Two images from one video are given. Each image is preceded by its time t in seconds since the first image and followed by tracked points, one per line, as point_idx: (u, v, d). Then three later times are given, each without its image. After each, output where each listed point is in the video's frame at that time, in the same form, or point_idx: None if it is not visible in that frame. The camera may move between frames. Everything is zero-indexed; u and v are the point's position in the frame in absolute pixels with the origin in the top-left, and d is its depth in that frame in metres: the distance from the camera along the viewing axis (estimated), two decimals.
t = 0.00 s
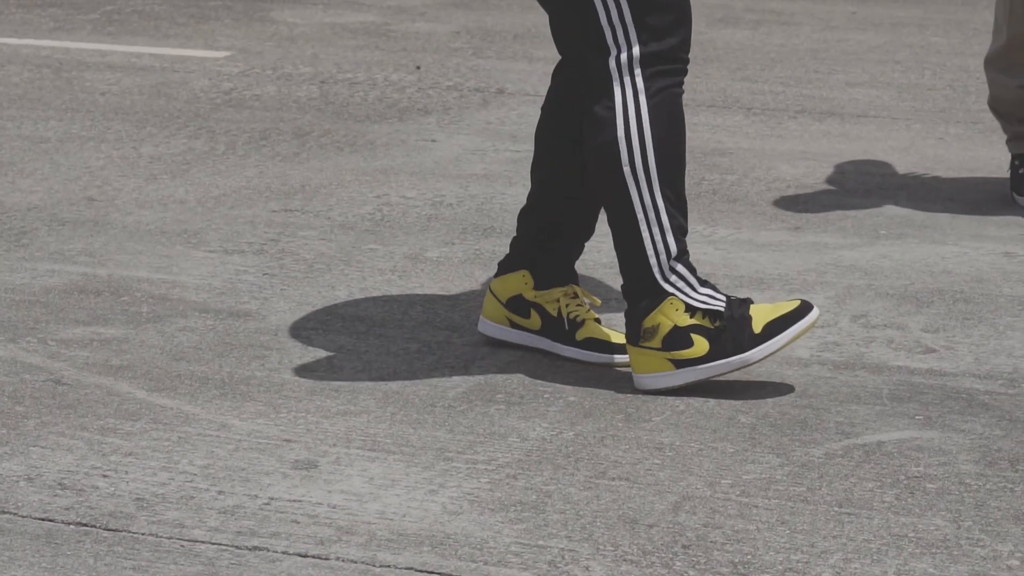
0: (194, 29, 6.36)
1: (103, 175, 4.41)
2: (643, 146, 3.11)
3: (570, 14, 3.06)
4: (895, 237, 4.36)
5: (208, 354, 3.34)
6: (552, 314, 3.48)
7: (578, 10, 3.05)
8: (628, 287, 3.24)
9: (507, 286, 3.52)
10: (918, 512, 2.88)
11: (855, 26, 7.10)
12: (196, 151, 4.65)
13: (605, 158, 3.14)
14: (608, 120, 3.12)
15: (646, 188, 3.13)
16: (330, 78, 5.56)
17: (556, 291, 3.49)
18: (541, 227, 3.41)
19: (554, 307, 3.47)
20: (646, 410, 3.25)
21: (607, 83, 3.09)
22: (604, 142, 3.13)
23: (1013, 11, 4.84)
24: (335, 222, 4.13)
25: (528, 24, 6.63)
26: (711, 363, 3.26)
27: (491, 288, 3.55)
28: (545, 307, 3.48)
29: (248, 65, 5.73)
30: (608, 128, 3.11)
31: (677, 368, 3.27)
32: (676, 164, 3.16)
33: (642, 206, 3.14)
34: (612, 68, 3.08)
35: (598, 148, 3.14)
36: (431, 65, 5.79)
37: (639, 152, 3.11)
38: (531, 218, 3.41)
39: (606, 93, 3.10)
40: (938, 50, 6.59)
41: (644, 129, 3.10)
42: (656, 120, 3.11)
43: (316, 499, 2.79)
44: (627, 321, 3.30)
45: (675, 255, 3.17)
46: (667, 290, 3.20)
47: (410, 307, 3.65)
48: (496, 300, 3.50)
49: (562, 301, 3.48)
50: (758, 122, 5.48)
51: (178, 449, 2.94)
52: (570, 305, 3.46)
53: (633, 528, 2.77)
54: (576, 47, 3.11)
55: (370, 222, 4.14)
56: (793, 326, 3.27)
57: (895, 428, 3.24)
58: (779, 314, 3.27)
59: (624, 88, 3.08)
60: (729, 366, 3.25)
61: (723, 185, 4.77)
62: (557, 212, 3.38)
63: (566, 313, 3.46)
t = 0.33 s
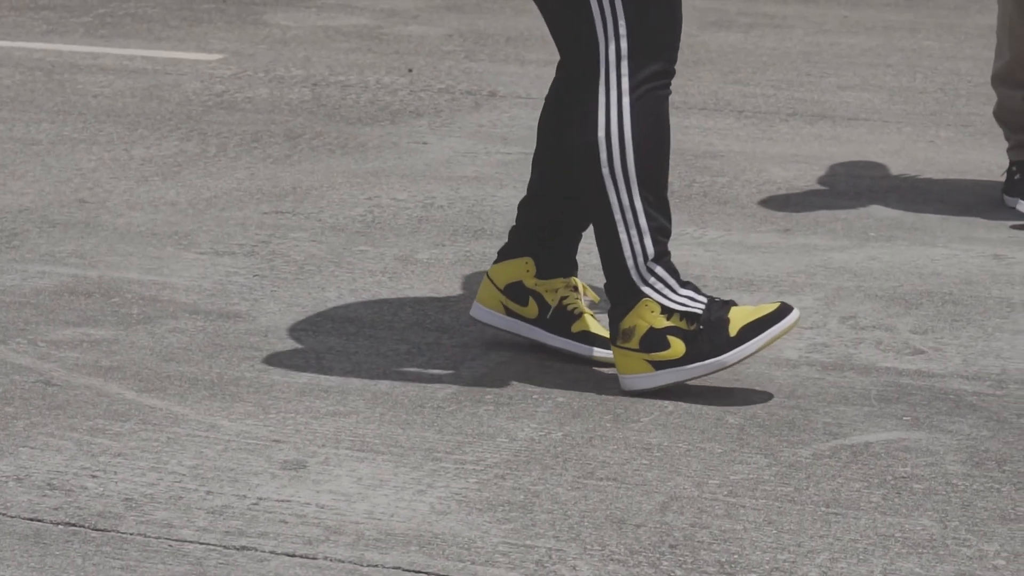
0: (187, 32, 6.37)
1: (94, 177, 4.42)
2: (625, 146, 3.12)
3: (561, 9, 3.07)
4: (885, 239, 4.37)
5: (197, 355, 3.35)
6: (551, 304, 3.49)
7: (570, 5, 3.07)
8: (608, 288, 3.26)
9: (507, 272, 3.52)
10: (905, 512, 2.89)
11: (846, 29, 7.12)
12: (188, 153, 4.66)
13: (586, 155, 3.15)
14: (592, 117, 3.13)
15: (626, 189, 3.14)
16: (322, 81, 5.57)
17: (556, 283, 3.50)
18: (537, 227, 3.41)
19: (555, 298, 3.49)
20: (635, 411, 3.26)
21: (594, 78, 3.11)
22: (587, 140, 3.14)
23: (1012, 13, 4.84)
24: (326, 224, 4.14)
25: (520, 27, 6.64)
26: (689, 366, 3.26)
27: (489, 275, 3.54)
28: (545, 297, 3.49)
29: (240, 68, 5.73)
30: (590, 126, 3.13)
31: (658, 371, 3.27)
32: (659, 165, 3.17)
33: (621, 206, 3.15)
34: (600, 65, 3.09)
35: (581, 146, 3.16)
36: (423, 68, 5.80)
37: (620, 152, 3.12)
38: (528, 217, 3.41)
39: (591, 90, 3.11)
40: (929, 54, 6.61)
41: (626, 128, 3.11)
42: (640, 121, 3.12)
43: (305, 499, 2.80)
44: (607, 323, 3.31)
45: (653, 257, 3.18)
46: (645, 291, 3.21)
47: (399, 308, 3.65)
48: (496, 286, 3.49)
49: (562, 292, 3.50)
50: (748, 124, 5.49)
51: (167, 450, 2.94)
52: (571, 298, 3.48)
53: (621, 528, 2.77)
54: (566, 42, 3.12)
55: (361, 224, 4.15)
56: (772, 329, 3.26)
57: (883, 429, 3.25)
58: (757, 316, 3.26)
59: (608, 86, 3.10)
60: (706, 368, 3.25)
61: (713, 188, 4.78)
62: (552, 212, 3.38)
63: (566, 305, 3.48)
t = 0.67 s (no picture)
0: (159, 32, 6.36)
1: (65, 177, 4.41)
2: (572, 158, 3.13)
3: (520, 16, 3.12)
4: (855, 234, 4.39)
5: (168, 353, 3.35)
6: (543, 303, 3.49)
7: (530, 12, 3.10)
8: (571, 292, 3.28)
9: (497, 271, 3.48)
10: (873, 504, 2.91)
11: (818, 26, 7.15)
12: (159, 153, 4.65)
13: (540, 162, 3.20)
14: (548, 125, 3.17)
15: (575, 201, 3.16)
16: (294, 80, 5.57)
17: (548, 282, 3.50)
18: (525, 230, 3.42)
19: (548, 296, 3.49)
20: (605, 406, 3.28)
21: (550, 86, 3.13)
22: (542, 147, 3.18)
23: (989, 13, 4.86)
24: (297, 222, 4.14)
25: (493, 26, 6.65)
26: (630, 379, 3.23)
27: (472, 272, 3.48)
28: (539, 295, 3.48)
29: (212, 67, 5.73)
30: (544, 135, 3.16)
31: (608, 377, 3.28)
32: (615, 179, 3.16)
33: (571, 217, 3.17)
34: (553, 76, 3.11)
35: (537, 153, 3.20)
36: (396, 67, 5.80)
37: (567, 164, 3.14)
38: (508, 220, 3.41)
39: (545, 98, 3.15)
40: (900, 50, 6.65)
41: (573, 141, 3.12)
42: (589, 135, 3.11)
43: (275, 495, 2.80)
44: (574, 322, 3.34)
45: (601, 271, 3.17)
46: (594, 301, 3.21)
47: (371, 305, 3.66)
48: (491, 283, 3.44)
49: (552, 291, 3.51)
50: (720, 121, 5.51)
51: (138, 448, 2.94)
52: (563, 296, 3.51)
53: (590, 522, 2.79)
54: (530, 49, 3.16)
55: (333, 222, 4.16)
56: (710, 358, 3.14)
57: (852, 422, 3.27)
58: (703, 341, 3.15)
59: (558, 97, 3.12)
60: (647, 384, 3.21)
61: (684, 184, 4.80)
62: (536, 213, 3.39)
63: (559, 302, 3.50)
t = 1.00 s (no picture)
0: (134, 28, 6.35)
1: (39, 173, 4.41)
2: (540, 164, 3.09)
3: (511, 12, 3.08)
4: (827, 228, 4.42)
5: (141, 348, 3.35)
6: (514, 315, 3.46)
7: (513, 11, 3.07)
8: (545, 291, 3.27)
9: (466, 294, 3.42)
10: (843, 495, 2.93)
11: (792, 21, 7.17)
12: (133, 149, 4.65)
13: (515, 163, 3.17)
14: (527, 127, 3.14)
15: (541, 208, 3.12)
16: (268, 76, 5.57)
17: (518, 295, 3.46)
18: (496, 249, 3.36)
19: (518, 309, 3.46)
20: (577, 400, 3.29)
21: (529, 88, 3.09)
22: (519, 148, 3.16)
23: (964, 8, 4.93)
24: (271, 217, 4.15)
25: (468, 21, 6.66)
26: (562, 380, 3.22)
27: (439, 300, 3.43)
28: (510, 311, 3.44)
29: (186, 63, 5.73)
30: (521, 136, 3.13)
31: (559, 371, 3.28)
32: (586, 190, 3.09)
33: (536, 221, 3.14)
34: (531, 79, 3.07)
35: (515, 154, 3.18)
36: (370, 62, 5.80)
37: (535, 170, 3.11)
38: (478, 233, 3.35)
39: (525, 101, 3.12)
40: (874, 44, 6.68)
41: (541, 148, 3.08)
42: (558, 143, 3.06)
43: (247, 489, 2.81)
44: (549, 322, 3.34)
45: (558, 277, 3.14)
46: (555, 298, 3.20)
47: (343, 300, 3.67)
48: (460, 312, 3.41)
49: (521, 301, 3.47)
50: (694, 116, 5.53)
51: (110, 442, 2.95)
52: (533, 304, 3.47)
53: (562, 514, 2.80)
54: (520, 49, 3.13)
55: (307, 217, 4.16)
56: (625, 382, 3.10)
57: (823, 414, 3.29)
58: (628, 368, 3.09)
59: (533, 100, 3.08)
60: (574, 389, 3.17)
61: (658, 178, 4.81)
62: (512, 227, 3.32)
63: (530, 312, 3.47)
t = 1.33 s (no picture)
0: (114, 29, 6.35)
1: (18, 174, 4.41)
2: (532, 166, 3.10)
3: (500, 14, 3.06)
4: (806, 225, 4.43)
5: (120, 348, 3.36)
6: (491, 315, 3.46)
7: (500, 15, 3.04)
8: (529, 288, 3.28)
9: (443, 294, 3.43)
10: (820, 492, 2.95)
11: (772, 20, 7.20)
12: (112, 149, 4.65)
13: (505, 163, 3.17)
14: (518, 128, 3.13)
15: (534, 211, 3.12)
16: (248, 76, 5.57)
17: (494, 295, 3.46)
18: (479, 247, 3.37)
19: (495, 310, 3.46)
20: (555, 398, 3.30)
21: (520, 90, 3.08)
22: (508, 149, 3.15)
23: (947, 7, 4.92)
24: (250, 217, 4.15)
25: (448, 21, 6.66)
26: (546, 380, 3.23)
27: (417, 300, 3.43)
28: (487, 310, 3.45)
29: (166, 64, 5.73)
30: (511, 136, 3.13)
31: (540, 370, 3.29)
32: (580, 192, 3.11)
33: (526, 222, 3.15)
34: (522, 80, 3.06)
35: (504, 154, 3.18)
36: (350, 62, 5.81)
37: (527, 172, 3.11)
38: (459, 232, 3.34)
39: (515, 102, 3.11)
40: (852, 43, 6.70)
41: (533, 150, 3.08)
42: (551, 145, 3.06)
43: (224, 488, 2.81)
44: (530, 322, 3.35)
45: (546, 278, 3.15)
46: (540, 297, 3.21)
47: (321, 299, 3.67)
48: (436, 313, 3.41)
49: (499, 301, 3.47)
50: (674, 115, 5.55)
51: (88, 441, 2.95)
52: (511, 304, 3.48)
53: (539, 512, 2.81)
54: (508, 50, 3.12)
55: (286, 217, 4.17)
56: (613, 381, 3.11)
57: (800, 411, 3.30)
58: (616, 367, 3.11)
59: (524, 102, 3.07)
60: (560, 388, 3.18)
61: (637, 177, 4.83)
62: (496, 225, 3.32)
63: (507, 312, 3.48)
